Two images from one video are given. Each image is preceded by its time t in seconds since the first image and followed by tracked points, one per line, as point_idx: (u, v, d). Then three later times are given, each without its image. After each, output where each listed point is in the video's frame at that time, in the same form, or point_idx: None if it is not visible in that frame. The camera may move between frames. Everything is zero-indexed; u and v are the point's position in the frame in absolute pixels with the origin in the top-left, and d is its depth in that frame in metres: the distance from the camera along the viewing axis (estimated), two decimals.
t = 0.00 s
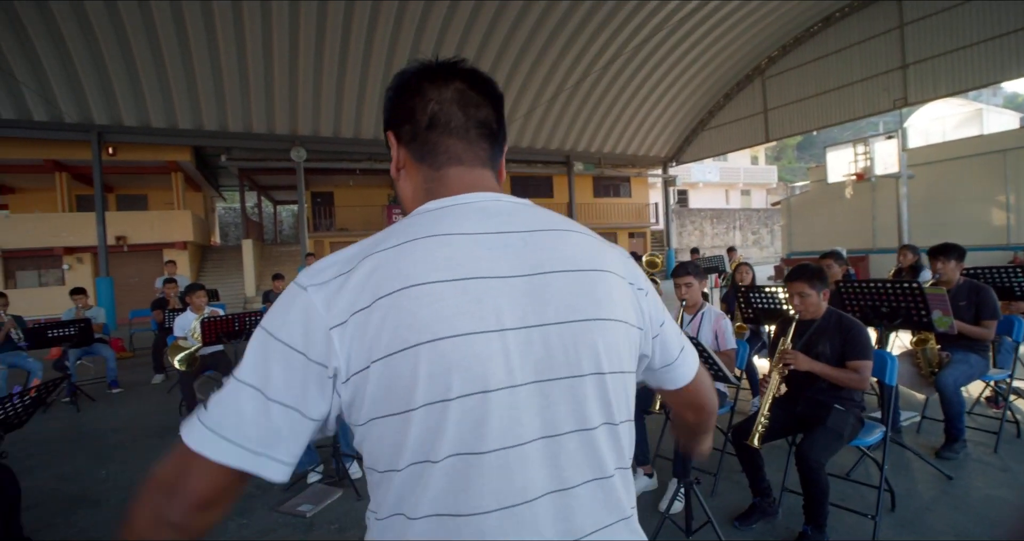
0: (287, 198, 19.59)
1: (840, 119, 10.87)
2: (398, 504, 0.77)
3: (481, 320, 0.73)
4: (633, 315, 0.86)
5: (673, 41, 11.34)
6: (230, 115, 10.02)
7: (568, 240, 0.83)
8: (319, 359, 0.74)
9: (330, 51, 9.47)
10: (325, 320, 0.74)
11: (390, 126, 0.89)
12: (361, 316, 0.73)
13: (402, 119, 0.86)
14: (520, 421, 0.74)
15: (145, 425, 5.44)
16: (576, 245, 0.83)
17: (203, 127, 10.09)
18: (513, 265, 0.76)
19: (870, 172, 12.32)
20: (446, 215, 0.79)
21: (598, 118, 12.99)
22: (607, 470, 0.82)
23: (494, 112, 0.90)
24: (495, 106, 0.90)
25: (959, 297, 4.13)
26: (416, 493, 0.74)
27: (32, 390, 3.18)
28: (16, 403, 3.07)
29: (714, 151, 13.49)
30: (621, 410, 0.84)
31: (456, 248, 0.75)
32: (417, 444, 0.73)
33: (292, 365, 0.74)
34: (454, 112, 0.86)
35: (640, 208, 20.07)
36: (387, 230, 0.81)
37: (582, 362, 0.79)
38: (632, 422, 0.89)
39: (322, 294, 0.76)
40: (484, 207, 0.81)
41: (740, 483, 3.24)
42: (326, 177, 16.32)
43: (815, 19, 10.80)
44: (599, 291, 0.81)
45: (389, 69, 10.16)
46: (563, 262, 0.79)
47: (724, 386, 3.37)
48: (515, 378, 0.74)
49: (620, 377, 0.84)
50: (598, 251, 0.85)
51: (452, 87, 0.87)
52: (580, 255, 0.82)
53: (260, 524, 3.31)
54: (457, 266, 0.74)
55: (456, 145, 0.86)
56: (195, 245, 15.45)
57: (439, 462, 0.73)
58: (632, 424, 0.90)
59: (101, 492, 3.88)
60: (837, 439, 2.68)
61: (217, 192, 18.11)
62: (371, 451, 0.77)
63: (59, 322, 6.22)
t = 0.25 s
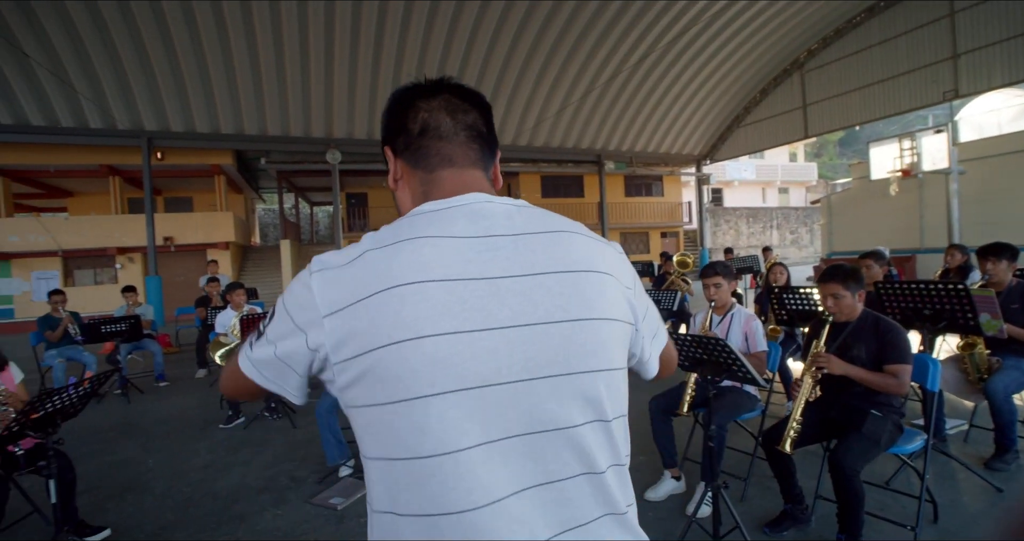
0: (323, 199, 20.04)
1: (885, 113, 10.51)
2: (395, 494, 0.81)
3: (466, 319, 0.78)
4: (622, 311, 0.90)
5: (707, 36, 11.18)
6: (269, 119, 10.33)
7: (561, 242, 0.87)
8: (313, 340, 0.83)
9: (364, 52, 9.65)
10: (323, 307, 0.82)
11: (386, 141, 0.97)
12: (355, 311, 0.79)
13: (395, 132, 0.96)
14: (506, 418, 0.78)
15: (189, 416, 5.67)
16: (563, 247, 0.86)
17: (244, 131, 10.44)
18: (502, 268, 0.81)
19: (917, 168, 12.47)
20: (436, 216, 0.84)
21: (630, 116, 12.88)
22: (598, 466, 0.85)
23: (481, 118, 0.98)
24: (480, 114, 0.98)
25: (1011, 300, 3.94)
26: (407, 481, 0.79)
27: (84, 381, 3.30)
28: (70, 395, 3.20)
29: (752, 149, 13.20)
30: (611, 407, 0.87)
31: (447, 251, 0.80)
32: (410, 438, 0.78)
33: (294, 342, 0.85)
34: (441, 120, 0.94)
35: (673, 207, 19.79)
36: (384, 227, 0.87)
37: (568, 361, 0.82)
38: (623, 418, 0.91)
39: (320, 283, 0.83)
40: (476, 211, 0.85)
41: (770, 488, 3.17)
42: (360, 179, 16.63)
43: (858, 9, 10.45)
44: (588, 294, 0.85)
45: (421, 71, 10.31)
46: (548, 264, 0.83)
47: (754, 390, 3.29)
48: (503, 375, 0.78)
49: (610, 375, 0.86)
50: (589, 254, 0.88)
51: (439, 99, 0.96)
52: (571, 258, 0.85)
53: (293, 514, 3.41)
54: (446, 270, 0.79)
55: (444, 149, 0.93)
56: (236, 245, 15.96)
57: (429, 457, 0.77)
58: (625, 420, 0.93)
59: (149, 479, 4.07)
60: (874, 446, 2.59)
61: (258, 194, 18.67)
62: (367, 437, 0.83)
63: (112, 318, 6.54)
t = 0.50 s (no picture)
0: (354, 206, 20.34)
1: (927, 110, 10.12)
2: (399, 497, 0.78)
3: (472, 317, 0.74)
4: (636, 317, 0.82)
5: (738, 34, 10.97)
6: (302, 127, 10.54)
7: (565, 242, 0.82)
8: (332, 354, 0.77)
9: (392, 58, 9.77)
10: (334, 318, 0.78)
11: (409, 141, 0.93)
12: (361, 319, 0.76)
13: (415, 139, 0.91)
14: (508, 419, 0.74)
15: (224, 418, 5.77)
16: (568, 246, 0.80)
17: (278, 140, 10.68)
18: (505, 267, 0.77)
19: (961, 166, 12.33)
20: (445, 222, 0.81)
21: (659, 118, 12.72)
22: (606, 475, 0.78)
23: (503, 121, 0.91)
24: (504, 118, 0.92)
25: None
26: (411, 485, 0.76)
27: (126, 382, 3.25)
28: (112, 396, 3.12)
29: (785, 148, 12.89)
30: (619, 416, 0.79)
31: (452, 254, 0.77)
32: (412, 442, 0.74)
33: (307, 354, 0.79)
34: (460, 127, 0.89)
35: (703, 209, 19.47)
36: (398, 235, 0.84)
37: (573, 364, 0.76)
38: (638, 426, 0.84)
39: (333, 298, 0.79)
40: (483, 213, 0.82)
41: (808, 499, 3.03)
42: (389, 185, 16.81)
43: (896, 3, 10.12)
44: (593, 291, 0.78)
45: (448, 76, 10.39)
46: (554, 264, 0.78)
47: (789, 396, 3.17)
48: (507, 375, 0.74)
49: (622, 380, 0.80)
50: (597, 255, 0.82)
51: (459, 104, 0.90)
52: (580, 259, 0.80)
53: (322, 516, 3.42)
54: (448, 271, 0.75)
55: (463, 159, 0.89)
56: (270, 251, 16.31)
57: (433, 458, 0.74)
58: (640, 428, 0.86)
59: (185, 478, 4.14)
60: (919, 457, 2.45)
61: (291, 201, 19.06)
62: (374, 440, 0.79)
63: (152, 322, 6.70)
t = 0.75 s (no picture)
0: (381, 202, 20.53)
1: (971, 114, 9.74)
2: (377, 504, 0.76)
3: (462, 318, 0.72)
4: (637, 317, 0.82)
5: (775, 32, 10.72)
6: (331, 123, 10.65)
7: (563, 234, 0.80)
8: (309, 347, 0.75)
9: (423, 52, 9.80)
10: (312, 306, 0.74)
11: (398, 111, 0.89)
12: (339, 308, 0.73)
13: (407, 110, 0.87)
14: (497, 424, 0.74)
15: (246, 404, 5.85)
16: (572, 238, 0.80)
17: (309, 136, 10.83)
18: (501, 262, 0.75)
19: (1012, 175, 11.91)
20: (434, 208, 0.78)
21: (689, 119, 12.51)
22: (597, 485, 0.78)
23: (502, 94, 0.87)
24: (502, 91, 0.87)
25: None
26: (390, 490, 0.74)
27: (149, 366, 3.26)
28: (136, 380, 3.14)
29: (819, 153, 12.58)
30: (616, 421, 0.80)
31: (435, 243, 0.74)
32: (392, 445, 0.73)
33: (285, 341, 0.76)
34: (455, 99, 0.85)
35: (732, 213, 19.11)
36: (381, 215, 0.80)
37: (572, 370, 0.76)
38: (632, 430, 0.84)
39: (310, 283, 0.75)
40: (476, 199, 0.80)
41: (830, 517, 2.90)
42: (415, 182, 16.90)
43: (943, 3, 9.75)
44: (597, 289, 0.78)
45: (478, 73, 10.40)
46: (556, 260, 0.77)
47: (814, 408, 3.04)
48: (497, 378, 0.73)
49: (620, 382, 0.80)
50: (601, 247, 0.81)
51: (454, 74, 0.86)
52: (580, 257, 0.78)
53: (334, 506, 3.41)
54: (435, 262, 0.73)
55: (458, 135, 0.85)
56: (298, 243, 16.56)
57: (412, 465, 0.73)
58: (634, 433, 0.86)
59: (205, 462, 4.19)
60: (954, 479, 2.32)
61: (320, 196, 19.33)
62: (351, 440, 0.78)
63: (181, 309, 6.84)
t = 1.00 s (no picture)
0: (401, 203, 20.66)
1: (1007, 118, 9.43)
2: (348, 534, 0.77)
3: (438, 344, 0.73)
4: (624, 336, 0.84)
5: (803, 31, 10.51)
6: (353, 123, 10.70)
7: (547, 250, 0.80)
8: (273, 369, 0.76)
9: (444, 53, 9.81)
10: (281, 327, 0.75)
11: (382, 110, 0.91)
12: (311, 329, 0.74)
13: (391, 109, 0.89)
14: (477, 455, 0.75)
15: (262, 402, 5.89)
16: (559, 254, 0.81)
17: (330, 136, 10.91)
18: (482, 281, 0.75)
19: None
20: (412, 222, 0.79)
21: (711, 123, 12.32)
22: (581, 517, 0.79)
23: (487, 95, 0.89)
24: (487, 91, 0.89)
25: None
26: (367, 518, 0.75)
27: (165, 363, 3.21)
28: (150, 377, 3.09)
29: (846, 158, 12.29)
30: (600, 451, 0.81)
31: (406, 261, 0.75)
32: (366, 472, 0.74)
33: (248, 369, 0.77)
34: (440, 100, 0.87)
35: (755, 218, 18.79)
36: (354, 230, 0.82)
37: (556, 396, 0.77)
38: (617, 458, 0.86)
39: (278, 304, 0.76)
40: (457, 209, 0.81)
41: (850, 535, 2.78)
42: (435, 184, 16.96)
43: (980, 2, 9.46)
44: (582, 310, 0.79)
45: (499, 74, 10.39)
46: (541, 279, 0.78)
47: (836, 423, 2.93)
48: (475, 409, 0.74)
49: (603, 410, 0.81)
50: (585, 264, 0.82)
51: (440, 73, 0.88)
52: (561, 273, 0.79)
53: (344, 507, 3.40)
54: (411, 281, 0.74)
55: (444, 137, 0.87)
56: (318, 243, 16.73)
57: (387, 494, 0.73)
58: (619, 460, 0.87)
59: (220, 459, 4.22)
60: (985, 502, 2.20)
61: (341, 196, 19.53)
62: (324, 474, 0.78)
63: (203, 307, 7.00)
